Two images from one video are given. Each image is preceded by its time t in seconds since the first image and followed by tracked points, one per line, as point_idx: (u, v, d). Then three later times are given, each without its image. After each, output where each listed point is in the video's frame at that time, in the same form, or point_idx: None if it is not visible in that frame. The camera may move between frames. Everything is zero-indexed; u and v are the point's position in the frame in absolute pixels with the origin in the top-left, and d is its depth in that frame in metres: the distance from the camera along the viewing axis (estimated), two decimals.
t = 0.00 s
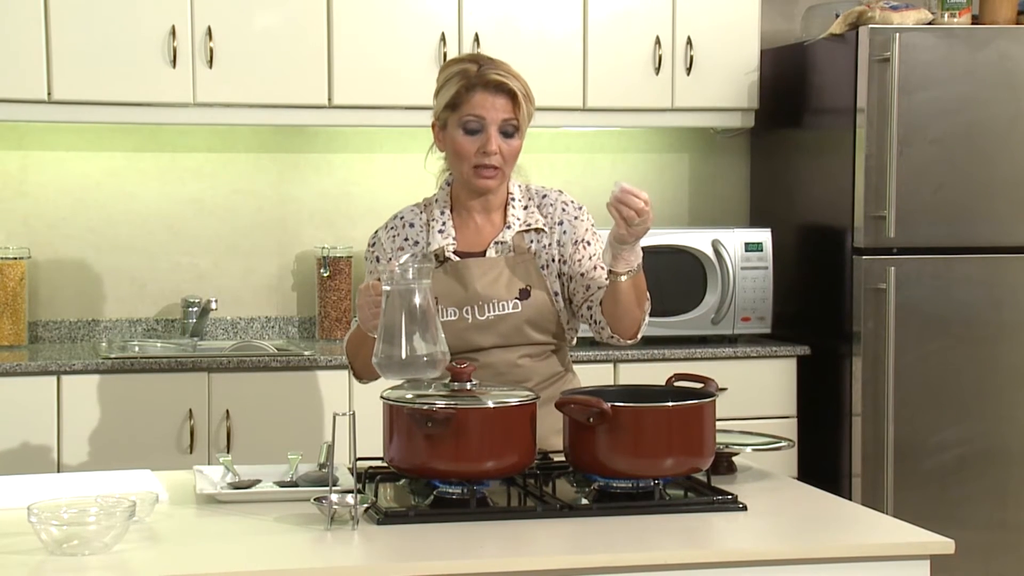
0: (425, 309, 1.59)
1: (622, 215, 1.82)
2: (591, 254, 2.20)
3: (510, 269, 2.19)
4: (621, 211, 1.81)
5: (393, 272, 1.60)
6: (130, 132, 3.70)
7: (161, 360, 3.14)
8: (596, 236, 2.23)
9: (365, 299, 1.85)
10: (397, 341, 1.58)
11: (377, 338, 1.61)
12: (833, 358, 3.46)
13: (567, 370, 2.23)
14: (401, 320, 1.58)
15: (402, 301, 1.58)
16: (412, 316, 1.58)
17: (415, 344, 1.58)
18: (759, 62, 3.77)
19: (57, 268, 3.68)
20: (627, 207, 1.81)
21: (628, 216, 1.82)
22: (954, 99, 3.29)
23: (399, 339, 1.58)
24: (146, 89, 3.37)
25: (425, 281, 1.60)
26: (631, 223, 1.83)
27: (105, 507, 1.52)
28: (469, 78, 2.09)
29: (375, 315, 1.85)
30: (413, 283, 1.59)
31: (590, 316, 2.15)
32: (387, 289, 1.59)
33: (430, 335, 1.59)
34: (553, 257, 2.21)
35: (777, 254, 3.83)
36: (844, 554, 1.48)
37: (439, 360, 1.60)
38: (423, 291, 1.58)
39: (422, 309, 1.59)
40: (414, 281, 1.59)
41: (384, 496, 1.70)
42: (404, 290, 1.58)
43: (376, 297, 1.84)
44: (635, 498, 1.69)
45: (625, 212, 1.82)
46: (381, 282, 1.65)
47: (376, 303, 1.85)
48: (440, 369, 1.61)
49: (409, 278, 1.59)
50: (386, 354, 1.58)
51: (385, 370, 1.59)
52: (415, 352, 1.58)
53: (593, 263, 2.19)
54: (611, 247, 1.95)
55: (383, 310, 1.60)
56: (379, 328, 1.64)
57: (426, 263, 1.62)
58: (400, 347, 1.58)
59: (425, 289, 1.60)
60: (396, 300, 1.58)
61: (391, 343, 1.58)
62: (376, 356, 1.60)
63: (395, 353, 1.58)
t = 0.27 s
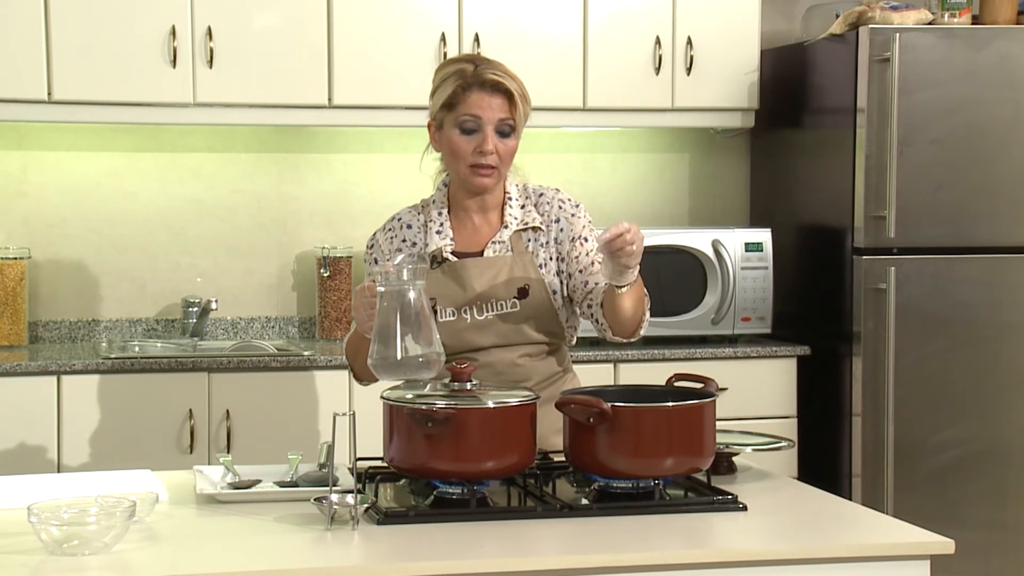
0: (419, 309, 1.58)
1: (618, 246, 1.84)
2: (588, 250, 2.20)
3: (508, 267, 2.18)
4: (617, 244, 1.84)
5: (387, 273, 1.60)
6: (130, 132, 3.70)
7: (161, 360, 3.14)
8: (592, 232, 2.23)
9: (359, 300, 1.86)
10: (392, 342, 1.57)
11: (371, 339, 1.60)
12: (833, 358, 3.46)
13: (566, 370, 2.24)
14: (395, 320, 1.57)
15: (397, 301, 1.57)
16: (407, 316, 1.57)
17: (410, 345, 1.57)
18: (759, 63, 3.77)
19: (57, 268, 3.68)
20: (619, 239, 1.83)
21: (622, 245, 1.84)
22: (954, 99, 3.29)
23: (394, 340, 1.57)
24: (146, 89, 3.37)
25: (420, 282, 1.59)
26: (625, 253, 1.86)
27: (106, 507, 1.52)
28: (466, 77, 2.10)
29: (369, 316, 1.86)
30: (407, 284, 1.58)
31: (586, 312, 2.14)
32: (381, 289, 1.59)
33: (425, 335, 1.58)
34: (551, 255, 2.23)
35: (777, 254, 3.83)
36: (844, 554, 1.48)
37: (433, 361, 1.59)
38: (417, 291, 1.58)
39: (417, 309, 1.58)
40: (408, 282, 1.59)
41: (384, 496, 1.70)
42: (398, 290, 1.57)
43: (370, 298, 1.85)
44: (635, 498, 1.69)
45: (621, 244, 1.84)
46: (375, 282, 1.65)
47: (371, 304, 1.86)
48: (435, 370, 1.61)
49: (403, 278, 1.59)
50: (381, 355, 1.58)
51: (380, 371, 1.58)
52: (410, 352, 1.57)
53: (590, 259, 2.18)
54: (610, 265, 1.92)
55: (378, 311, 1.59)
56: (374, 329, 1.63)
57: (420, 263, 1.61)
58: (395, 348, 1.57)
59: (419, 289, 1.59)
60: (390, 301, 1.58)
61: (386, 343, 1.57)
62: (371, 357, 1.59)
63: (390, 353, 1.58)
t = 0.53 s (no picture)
0: (415, 312, 1.59)
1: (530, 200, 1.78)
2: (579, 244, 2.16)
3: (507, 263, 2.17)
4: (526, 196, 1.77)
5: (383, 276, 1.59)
6: (130, 132, 3.70)
7: (161, 360, 3.14)
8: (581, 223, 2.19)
9: (355, 302, 1.85)
10: (389, 346, 1.58)
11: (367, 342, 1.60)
12: (833, 359, 3.46)
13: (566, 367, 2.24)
14: (391, 324, 1.58)
15: (393, 305, 1.58)
16: (403, 320, 1.58)
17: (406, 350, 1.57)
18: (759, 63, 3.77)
19: (57, 268, 3.68)
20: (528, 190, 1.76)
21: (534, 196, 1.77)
22: (954, 99, 3.29)
23: (391, 344, 1.58)
24: (146, 89, 3.37)
25: (416, 286, 1.59)
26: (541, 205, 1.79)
27: (106, 507, 1.52)
28: (460, 74, 2.11)
29: (365, 318, 1.86)
30: (403, 287, 1.58)
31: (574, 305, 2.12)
32: (377, 292, 1.59)
33: (421, 339, 1.59)
34: (545, 250, 2.20)
35: (777, 255, 3.83)
36: (844, 554, 1.48)
37: (430, 364, 1.60)
38: (414, 295, 1.58)
39: (413, 312, 1.58)
40: (404, 286, 1.59)
41: (384, 496, 1.70)
42: (394, 295, 1.57)
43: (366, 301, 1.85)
44: (635, 498, 1.69)
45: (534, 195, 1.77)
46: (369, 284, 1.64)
47: (367, 307, 1.86)
48: (431, 372, 1.62)
49: (399, 282, 1.59)
50: (378, 359, 1.58)
51: (376, 375, 1.59)
52: (408, 356, 1.58)
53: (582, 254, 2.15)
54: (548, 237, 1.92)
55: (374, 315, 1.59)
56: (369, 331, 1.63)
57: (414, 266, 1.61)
58: (392, 352, 1.58)
59: (415, 293, 1.59)
60: (386, 305, 1.58)
61: (383, 347, 1.58)
62: (368, 360, 1.59)
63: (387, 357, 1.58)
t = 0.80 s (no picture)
0: (405, 313, 1.57)
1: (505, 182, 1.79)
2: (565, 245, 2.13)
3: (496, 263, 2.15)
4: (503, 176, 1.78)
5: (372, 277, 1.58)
6: (131, 132, 3.70)
7: (161, 360, 3.14)
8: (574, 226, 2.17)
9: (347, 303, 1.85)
10: (380, 347, 1.56)
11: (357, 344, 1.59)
12: (832, 359, 3.46)
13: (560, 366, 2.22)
14: (381, 325, 1.56)
15: (382, 305, 1.56)
16: (393, 321, 1.56)
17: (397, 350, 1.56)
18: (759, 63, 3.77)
19: (57, 268, 3.67)
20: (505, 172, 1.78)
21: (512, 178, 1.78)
22: (953, 99, 3.29)
23: (382, 345, 1.56)
24: (146, 89, 3.37)
25: (405, 286, 1.58)
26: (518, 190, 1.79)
27: (105, 507, 1.52)
28: (444, 76, 2.13)
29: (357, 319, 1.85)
30: (393, 288, 1.57)
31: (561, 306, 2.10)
32: (366, 293, 1.57)
33: (412, 339, 1.57)
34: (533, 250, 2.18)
35: (777, 255, 3.83)
36: (844, 554, 1.48)
37: (421, 364, 1.58)
38: (403, 295, 1.57)
39: (403, 312, 1.57)
40: (394, 287, 1.57)
41: (384, 496, 1.70)
42: (384, 295, 1.56)
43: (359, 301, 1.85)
44: (635, 498, 1.69)
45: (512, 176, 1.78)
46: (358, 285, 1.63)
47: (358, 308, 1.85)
48: (422, 372, 1.60)
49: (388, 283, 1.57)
50: (369, 360, 1.57)
51: (368, 376, 1.57)
52: (399, 357, 1.56)
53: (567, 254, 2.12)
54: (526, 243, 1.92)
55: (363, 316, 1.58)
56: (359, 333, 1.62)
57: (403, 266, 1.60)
58: (383, 353, 1.56)
59: (404, 293, 1.58)
60: (375, 307, 1.56)
61: (373, 348, 1.56)
62: (359, 361, 1.58)
63: (378, 358, 1.57)
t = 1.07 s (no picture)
0: (392, 313, 1.56)
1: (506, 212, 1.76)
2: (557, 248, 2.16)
3: (485, 265, 2.17)
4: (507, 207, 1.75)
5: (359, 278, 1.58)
6: (131, 132, 3.70)
7: (161, 360, 3.14)
8: (568, 231, 2.20)
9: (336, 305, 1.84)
10: (366, 346, 1.55)
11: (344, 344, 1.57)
12: (832, 359, 3.46)
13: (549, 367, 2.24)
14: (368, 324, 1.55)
15: (369, 305, 1.55)
16: (379, 321, 1.55)
17: (383, 349, 1.55)
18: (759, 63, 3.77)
19: (57, 268, 3.67)
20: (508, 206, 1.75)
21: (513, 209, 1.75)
22: (953, 99, 3.29)
23: (368, 344, 1.55)
24: (146, 89, 3.37)
25: (391, 287, 1.57)
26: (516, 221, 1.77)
27: (106, 507, 1.52)
28: (428, 78, 2.11)
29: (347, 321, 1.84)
30: (380, 288, 1.56)
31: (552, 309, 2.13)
32: (354, 293, 1.56)
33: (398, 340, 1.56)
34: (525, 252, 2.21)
35: (777, 254, 3.83)
36: (844, 554, 1.48)
37: (407, 365, 1.57)
38: (391, 296, 1.56)
39: (390, 313, 1.56)
40: (380, 287, 1.57)
41: (384, 496, 1.70)
42: (370, 295, 1.56)
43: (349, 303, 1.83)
44: (635, 498, 1.69)
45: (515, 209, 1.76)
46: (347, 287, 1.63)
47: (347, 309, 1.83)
48: (409, 374, 1.58)
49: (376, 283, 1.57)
50: (355, 361, 1.55)
51: (354, 377, 1.56)
52: (385, 357, 1.55)
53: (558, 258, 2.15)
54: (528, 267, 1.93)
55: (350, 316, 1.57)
56: (347, 336, 1.61)
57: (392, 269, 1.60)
58: (369, 353, 1.54)
59: (392, 294, 1.57)
60: (361, 307, 1.55)
61: (360, 348, 1.55)
62: (345, 362, 1.56)
63: (364, 358, 1.55)
